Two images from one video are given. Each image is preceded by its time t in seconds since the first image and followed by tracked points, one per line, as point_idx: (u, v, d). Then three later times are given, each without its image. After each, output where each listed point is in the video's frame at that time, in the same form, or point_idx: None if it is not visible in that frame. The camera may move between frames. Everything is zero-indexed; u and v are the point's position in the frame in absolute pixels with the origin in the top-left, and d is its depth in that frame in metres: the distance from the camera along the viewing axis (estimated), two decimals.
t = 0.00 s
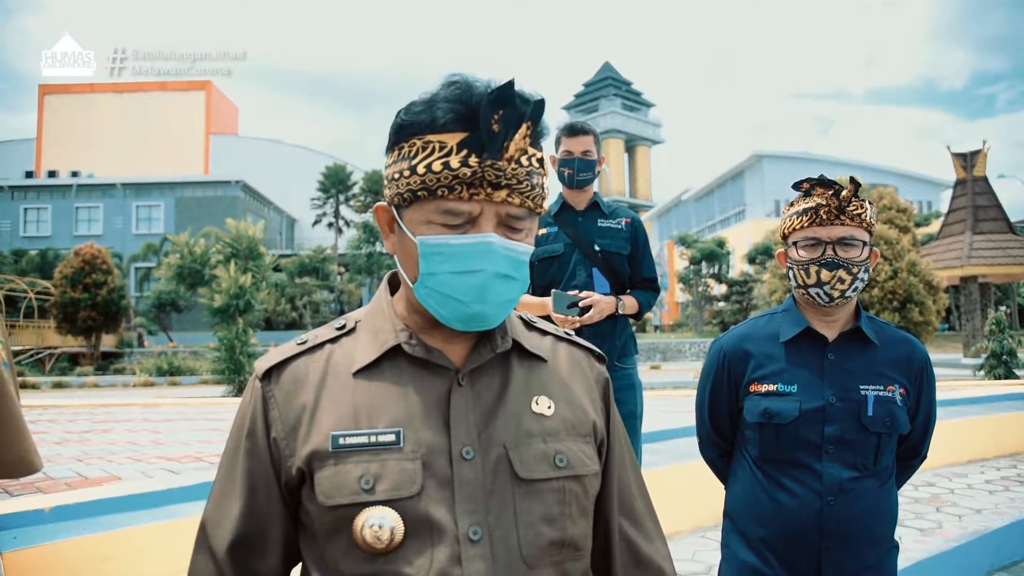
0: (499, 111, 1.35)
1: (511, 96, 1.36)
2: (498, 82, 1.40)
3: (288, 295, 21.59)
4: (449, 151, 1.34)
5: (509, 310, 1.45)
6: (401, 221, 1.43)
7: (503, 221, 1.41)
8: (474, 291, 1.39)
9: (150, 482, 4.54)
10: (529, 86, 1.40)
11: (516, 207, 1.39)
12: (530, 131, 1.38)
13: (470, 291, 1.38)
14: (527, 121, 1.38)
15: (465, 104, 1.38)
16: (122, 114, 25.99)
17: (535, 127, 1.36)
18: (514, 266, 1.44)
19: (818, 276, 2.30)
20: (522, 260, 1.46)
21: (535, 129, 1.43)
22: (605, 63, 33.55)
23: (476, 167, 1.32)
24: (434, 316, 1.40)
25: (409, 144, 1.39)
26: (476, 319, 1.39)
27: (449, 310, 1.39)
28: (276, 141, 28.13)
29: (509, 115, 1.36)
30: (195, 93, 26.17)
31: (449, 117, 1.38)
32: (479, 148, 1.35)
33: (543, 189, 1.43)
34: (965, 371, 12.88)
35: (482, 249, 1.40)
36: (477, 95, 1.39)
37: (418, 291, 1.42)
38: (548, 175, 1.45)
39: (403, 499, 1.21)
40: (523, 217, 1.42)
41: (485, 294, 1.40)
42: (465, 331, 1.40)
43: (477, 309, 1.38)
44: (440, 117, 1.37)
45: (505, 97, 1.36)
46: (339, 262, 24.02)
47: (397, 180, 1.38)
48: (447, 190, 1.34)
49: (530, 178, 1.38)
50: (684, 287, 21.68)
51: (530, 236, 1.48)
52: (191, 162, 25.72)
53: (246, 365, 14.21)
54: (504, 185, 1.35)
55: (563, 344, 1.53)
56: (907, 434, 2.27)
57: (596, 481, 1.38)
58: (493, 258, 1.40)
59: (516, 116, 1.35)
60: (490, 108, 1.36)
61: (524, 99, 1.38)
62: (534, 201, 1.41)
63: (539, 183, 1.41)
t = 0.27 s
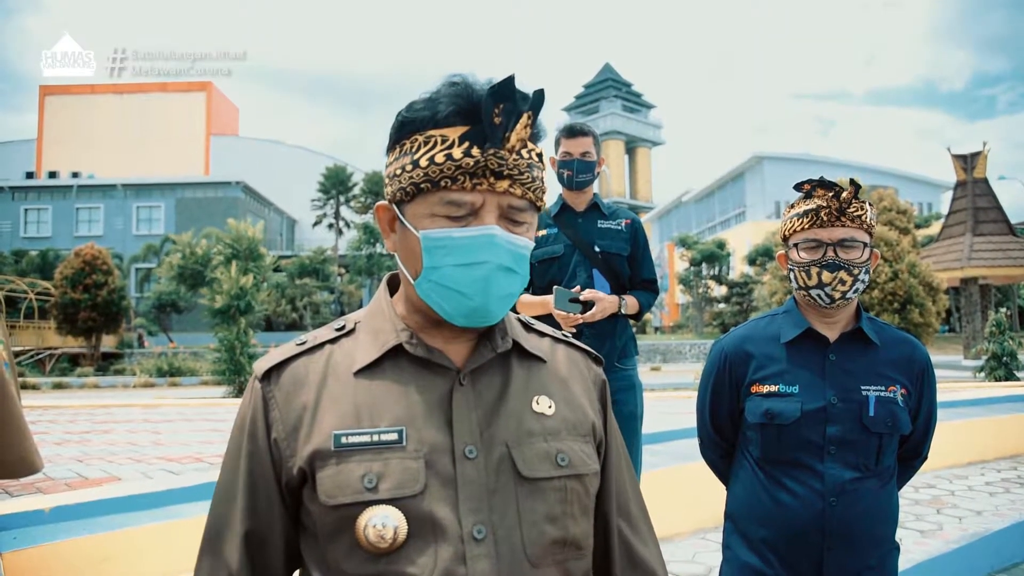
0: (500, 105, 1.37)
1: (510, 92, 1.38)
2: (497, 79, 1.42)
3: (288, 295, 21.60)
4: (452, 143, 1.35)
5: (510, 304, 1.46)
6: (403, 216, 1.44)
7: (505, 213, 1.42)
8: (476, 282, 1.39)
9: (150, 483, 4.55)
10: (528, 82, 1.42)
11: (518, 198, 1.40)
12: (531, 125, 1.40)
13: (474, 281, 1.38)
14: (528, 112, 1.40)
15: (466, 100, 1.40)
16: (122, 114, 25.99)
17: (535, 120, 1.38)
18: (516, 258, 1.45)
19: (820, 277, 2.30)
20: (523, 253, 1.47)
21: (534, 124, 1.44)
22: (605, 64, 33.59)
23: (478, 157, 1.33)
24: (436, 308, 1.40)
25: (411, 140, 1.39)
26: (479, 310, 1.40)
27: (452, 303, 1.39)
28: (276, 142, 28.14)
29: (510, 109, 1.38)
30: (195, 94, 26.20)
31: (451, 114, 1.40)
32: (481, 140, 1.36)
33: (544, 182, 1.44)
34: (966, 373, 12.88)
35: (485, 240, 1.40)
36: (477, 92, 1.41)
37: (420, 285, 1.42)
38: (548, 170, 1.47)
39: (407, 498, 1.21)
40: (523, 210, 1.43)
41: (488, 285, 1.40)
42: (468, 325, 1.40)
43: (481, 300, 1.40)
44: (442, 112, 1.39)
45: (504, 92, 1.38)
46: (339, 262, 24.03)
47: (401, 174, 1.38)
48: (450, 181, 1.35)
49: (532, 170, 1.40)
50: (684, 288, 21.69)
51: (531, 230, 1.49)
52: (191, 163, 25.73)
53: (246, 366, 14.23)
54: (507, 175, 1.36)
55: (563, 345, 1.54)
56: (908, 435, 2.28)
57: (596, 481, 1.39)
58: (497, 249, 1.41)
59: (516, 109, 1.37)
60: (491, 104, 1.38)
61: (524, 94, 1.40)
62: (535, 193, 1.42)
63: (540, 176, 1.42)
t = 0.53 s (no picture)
0: (489, 94, 1.38)
1: (499, 81, 1.38)
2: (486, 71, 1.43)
3: (285, 294, 21.55)
4: (441, 132, 1.35)
5: (502, 292, 1.46)
6: (395, 207, 1.44)
7: (495, 200, 1.41)
8: (467, 268, 1.39)
9: (146, 481, 4.54)
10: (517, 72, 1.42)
11: (507, 185, 1.40)
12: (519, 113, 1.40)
13: (465, 269, 1.38)
14: (516, 99, 1.40)
15: (455, 91, 1.40)
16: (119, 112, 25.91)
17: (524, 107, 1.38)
18: (507, 246, 1.45)
19: (817, 276, 2.30)
20: (515, 241, 1.46)
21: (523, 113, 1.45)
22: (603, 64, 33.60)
23: (468, 144, 1.33)
24: (426, 294, 1.40)
25: (402, 130, 1.39)
26: (471, 296, 1.39)
27: (444, 290, 1.39)
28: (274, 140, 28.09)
29: (498, 98, 1.39)
30: (192, 92, 26.13)
31: (440, 105, 1.40)
32: (471, 128, 1.36)
33: (534, 170, 1.44)
34: (962, 373, 12.91)
35: (476, 226, 1.40)
36: (466, 83, 1.41)
37: (412, 275, 1.42)
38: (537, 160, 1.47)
39: (402, 496, 1.21)
40: (514, 197, 1.43)
41: (479, 272, 1.40)
42: (460, 312, 1.40)
43: (472, 286, 1.39)
44: (431, 102, 1.39)
45: (493, 81, 1.38)
46: (336, 261, 23.99)
47: (392, 164, 1.38)
48: (440, 168, 1.35)
49: (521, 158, 1.40)
50: (681, 288, 21.71)
51: (522, 220, 1.49)
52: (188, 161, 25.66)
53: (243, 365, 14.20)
54: (496, 161, 1.35)
55: (558, 343, 1.53)
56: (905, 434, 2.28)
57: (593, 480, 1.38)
58: (487, 235, 1.40)
59: (504, 97, 1.38)
60: (479, 95, 1.38)
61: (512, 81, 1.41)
62: (525, 181, 1.42)
63: (530, 164, 1.42)
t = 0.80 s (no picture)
0: (480, 91, 1.37)
1: (490, 78, 1.37)
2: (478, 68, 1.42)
3: (284, 293, 21.53)
4: (434, 130, 1.34)
5: (499, 290, 1.45)
6: (389, 208, 1.43)
7: (490, 197, 1.41)
8: (462, 267, 1.38)
9: (144, 481, 4.53)
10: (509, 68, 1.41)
11: (501, 181, 1.39)
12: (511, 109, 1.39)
13: (461, 267, 1.37)
14: (508, 95, 1.39)
15: (446, 89, 1.39)
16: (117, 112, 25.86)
17: (515, 103, 1.37)
18: (502, 243, 1.44)
19: (813, 275, 2.30)
20: (510, 238, 1.46)
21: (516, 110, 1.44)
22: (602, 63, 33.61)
23: (460, 142, 1.33)
24: (422, 294, 1.39)
25: (395, 130, 1.39)
26: (468, 295, 1.39)
27: (439, 289, 1.38)
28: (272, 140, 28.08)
29: (489, 94, 1.37)
30: (190, 91, 26.10)
31: (432, 102, 1.40)
32: (463, 126, 1.35)
33: (528, 166, 1.43)
34: (960, 372, 12.93)
35: (471, 223, 1.39)
36: (458, 81, 1.40)
37: (408, 274, 1.42)
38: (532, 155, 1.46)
39: (395, 496, 1.21)
40: (508, 194, 1.42)
41: (474, 270, 1.39)
42: (456, 311, 1.39)
43: (469, 285, 1.39)
44: (423, 100, 1.39)
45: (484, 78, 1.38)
46: (335, 261, 23.97)
47: (385, 164, 1.38)
48: (433, 166, 1.34)
49: (515, 154, 1.39)
50: (679, 287, 21.72)
51: (517, 216, 1.48)
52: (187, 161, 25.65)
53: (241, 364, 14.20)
54: (489, 157, 1.35)
55: (557, 342, 1.52)
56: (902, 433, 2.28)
57: (590, 480, 1.38)
58: (483, 232, 1.40)
59: (495, 95, 1.37)
60: (470, 92, 1.37)
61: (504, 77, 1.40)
62: (519, 177, 1.41)
63: (523, 160, 1.41)
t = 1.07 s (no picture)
0: (473, 91, 1.37)
1: (484, 77, 1.37)
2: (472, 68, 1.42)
3: (282, 293, 21.51)
4: (428, 130, 1.34)
5: (495, 288, 1.45)
6: (385, 208, 1.44)
7: (484, 196, 1.41)
8: (456, 266, 1.38)
9: (141, 480, 4.52)
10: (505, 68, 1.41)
11: (496, 181, 1.39)
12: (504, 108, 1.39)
13: (455, 265, 1.37)
14: (502, 94, 1.38)
15: (440, 89, 1.39)
16: (115, 111, 25.81)
17: (509, 102, 1.37)
18: (497, 242, 1.44)
19: (811, 276, 2.30)
20: (506, 237, 1.45)
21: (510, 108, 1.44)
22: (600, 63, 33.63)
23: (454, 141, 1.33)
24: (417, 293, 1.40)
25: (390, 131, 1.39)
26: (462, 293, 1.39)
27: (435, 288, 1.38)
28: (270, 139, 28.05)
29: (482, 94, 1.38)
30: (188, 90, 26.03)
31: (426, 102, 1.40)
32: (456, 126, 1.36)
33: (522, 165, 1.43)
34: (957, 373, 12.95)
35: (465, 222, 1.39)
36: (453, 82, 1.41)
37: (404, 274, 1.42)
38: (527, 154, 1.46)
39: (390, 496, 1.21)
40: (502, 193, 1.42)
41: (469, 268, 1.39)
42: (451, 310, 1.40)
43: (463, 284, 1.39)
44: (417, 100, 1.39)
45: (478, 78, 1.38)
46: (333, 260, 23.93)
47: (379, 164, 1.38)
48: (427, 166, 1.34)
49: (509, 153, 1.39)
50: (678, 287, 21.72)
51: (512, 215, 1.48)
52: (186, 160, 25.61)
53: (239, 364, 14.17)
54: (483, 157, 1.35)
55: (554, 342, 1.52)
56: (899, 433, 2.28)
57: (586, 480, 1.38)
58: (476, 231, 1.40)
59: (489, 94, 1.37)
60: (464, 91, 1.37)
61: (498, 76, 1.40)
62: (514, 176, 1.41)
63: (518, 159, 1.41)
